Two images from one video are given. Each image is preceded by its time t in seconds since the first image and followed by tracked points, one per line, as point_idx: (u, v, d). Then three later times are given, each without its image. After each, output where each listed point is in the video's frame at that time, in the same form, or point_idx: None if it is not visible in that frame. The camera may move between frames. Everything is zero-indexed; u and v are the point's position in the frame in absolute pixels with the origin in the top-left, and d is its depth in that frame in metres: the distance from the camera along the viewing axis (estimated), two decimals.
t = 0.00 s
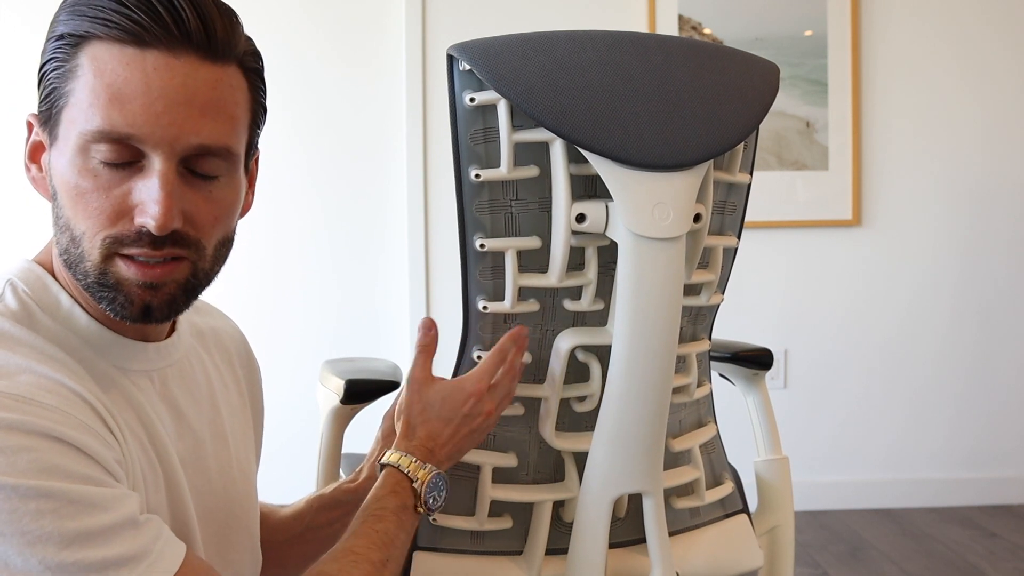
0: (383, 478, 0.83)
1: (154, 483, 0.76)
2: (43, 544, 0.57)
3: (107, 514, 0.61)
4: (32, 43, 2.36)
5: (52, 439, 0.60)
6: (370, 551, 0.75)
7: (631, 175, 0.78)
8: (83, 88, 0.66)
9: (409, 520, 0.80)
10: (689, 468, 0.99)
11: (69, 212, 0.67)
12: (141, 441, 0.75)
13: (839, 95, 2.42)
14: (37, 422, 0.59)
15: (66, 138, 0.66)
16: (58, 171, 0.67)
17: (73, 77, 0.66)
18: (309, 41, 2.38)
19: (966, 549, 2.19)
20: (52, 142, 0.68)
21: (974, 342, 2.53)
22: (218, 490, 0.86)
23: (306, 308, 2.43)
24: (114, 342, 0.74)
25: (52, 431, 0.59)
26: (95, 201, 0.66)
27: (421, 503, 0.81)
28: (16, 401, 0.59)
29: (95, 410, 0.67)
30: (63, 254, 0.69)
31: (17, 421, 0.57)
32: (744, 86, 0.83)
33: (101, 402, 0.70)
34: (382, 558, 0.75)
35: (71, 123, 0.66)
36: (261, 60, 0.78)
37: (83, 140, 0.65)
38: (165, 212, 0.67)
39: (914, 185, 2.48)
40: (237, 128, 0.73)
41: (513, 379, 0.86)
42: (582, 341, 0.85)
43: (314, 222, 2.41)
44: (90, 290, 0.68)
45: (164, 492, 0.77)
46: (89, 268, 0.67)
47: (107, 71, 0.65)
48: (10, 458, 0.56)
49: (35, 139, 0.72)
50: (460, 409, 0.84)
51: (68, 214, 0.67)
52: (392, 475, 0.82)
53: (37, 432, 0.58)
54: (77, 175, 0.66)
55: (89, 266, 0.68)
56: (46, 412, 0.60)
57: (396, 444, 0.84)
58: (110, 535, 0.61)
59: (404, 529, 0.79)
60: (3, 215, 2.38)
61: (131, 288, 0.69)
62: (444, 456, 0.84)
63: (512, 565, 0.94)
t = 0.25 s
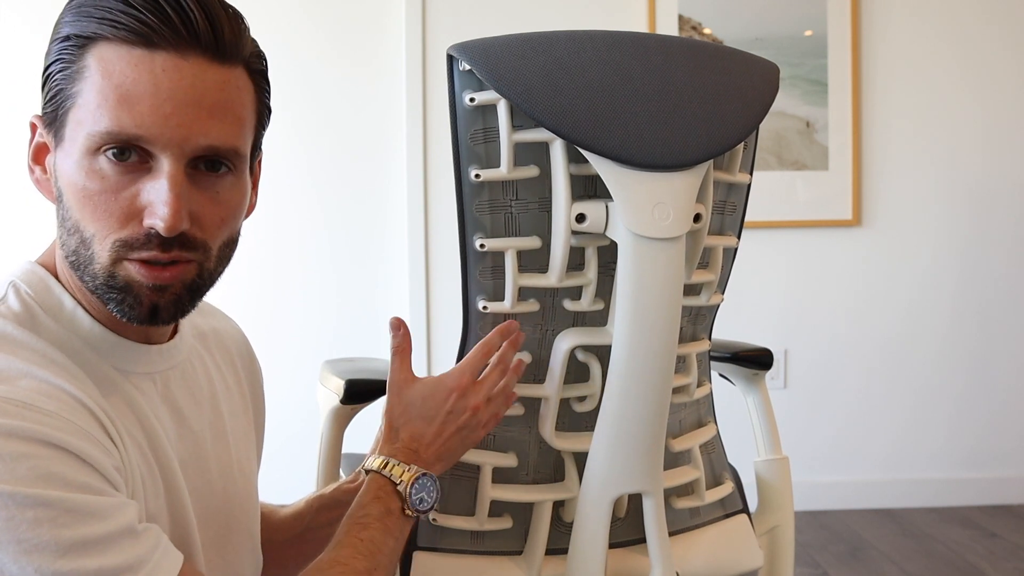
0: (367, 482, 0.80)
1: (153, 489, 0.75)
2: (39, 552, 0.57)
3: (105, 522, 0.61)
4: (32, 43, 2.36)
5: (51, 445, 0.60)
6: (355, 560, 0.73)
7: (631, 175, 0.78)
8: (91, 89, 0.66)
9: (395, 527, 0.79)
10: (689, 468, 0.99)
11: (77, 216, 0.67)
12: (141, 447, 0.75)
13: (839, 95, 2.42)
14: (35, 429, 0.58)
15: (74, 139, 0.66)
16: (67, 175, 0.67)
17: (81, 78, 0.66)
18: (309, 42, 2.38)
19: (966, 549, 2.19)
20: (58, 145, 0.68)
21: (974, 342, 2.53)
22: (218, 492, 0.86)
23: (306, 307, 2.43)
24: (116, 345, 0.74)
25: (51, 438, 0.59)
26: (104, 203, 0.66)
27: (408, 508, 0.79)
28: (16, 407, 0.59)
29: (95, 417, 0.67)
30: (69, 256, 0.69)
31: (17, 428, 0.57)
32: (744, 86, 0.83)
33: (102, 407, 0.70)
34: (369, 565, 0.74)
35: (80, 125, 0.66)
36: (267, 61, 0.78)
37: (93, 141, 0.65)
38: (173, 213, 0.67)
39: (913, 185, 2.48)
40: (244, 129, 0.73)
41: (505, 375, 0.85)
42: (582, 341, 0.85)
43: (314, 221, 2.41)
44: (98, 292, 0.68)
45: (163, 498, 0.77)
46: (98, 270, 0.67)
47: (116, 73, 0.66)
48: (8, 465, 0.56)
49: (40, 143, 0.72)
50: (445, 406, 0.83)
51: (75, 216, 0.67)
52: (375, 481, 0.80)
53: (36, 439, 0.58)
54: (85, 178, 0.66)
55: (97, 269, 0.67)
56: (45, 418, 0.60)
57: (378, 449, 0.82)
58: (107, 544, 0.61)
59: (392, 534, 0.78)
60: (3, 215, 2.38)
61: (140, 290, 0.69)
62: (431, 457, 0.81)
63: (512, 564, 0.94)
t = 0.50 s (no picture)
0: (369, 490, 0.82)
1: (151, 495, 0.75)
2: (34, 558, 0.57)
3: (102, 528, 0.61)
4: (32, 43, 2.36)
5: (48, 450, 0.59)
6: (351, 567, 0.75)
7: (631, 175, 0.78)
8: (82, 85, 0.66)
9: (396, 536, 0.80)
10: (689, 468, 0.99)
11: (72, 213, 0.67)
12: (139, 450, 0.75)
13: (839, 95, 2.42)
14: (32, 432, 0.58)
15: (66, 136, 0.66)
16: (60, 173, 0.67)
17: (71, 74, 0.66)
18: (310, 41, 2.38)
19: (967, 549, 2.19)
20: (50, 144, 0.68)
21: (974, 342, 2.53)
22: (218, 492, 0.86)
23: (306, 307, 2.43)
24: (115, 347, 0.74)
25: (48, 442, 0.59)
26: (99, 199, 0.66)
27: (406, 516, 0.80)
28: (12, 411, 0.59)
29: (93, 420, 0.67)
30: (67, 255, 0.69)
31: (14, 431, 0.57)
32: (744, 86, 0.83)
33: (100, 411, 0.70)
34: (367, 572, 0.76)
35: (72, 121, 0.66)
36: (256, 52, 0.78)
37: (85, 138, 0.65)
38: (169, 207, 0.67)
39: (913, 185, 2.48)
40: (236, 121, 0.73)
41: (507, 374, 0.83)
42: (582, 341, 0.85)
43: (315, 221, 2.41)
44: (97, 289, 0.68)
45: (162, 501, 0.77)
46: (97, 266, 0.67)
47: (105, 67, 0.65)
48: (4, 470, 0.56)
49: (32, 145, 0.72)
50: (442, 410, 0.83)
51: (71, 213, 0.67)
52: (375, 491, 0.81)
53: (32, 444, 0.58)
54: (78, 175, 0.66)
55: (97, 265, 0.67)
56: (43, 422, 0.60)
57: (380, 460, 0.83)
58: (103, 550, 0.61)
59: (391, 543, 0.80)
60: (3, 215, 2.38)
61: (139, 285, 0.69)
62: (432, 464, 0.81)
63: (512, 564, 0.94)
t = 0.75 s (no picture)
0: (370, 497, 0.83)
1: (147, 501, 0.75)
2: (27, 563, 0.57)
3: (97, 533, 0.61)
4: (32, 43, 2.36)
5: (44, 454, 0.60)
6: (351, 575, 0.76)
7: (631, 175, 0.78)
8: (92, 86, 0.65)
9: (396, 543, 0.81)
10: (689, 468, 0.99)
11: (78, 213, 0.67)
12: (136, 454, 0.74)
13: (839, 95, 2.42)
14: (28, 436, 0.58)
15: (74, 137, 0.66)
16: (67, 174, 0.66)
17: (80, 74, 0.66)
18: (310, 41, 2.38)
19: (967, 549, 2.19)
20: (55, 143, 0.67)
21: (974, 342, 2.53)
22: (218, 491, 0.86)
23: (306, 307, 2.43)
24: (113, 349, 0.74)
25: (44, 446, 0.59)
26: (108, 201, 0.66)
27: (407, 524, 0.82)
28: (8, 416, 0.59)
29: (89, 424, 0.67)
30: (72, 256, 0.69)
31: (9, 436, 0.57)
32: (744, 86, 0.83)
33: (98, 416, 0.70)
34: None
35: (81, 122, 0.66)
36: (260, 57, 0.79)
37: (96, 139, 0.65)
38: (181, 208, 0.67)
39: (913, 185, 2.48)
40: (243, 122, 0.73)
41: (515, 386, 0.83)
42: (582, 341, 0.85)
43: (315, 220, 2.41)
44: (107, 291, 0.68)
45: (158, 504, 0.77)
46: (105, 268, 0.67)
47: (117, 68, 0.65)
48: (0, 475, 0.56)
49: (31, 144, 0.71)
50: (447, 417, 0.83)
51: (78, 215, 0.67)
52: (376, 497, 0.82)
53: (29, 447, 0.58)
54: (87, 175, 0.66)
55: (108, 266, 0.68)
56: (39, 426, 0.61)
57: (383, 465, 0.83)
58: (98, 554, 0.62)
59: (391, 551, 0.80)
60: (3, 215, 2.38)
61: (150, 289, 0.69)
62: (434, 472, 0.82)
63: (511, 564, 0.94)
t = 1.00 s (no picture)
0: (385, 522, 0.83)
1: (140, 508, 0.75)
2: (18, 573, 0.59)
3: (88, 545, 0.62)
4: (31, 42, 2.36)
5: (35, 464, 0.61)
6: None
7: (631, 175, 0.78)
8: (212, 102, 0.74)
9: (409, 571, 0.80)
10: (689, 468, 0.99)
11: (195, 220, 0.75)
12: (131, 460, 0.75)
13: (839, 95, 2.42)
14: (15, 447, 0.60)
15: (198, 151, 0.74)
16: (188, 182, 0.74)
17: (196, 91, 0.74)
18: (309, 41, 2.38)
19: (967, 549, 2.19)
20: (163, 155, 0.74)
21: (974, 342, 2.53)
22: (217, 490, 0.86)
23: (306, 306, 2.43)
24: (107, 349, 0.74)
25: (34, 456, 0.61)
26: (230, 207, 0.76)
27: (420, 551, 0.80)
28: None
29: (80, 430, 0.68)
30: (171, 258, 0.76)
31: None
32: (744, 86, 0.83)
33: (91, 421, 0.70)
34: None
35: (205, 136, 0.74)
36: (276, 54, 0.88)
37: (227, 152, 0.75)
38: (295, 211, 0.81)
39: (913, 185, 2.48)
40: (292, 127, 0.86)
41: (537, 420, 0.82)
42: (582, 341, 0.85)
43: (315, 220, 2.41)
44: (214, 286, 0.78)
45: (154, 510, 0.77)
46: (214, 268, 0.77)
47: (232, 87, 0.75)
48: None
49: (98, 154, 0.73)
50: (465, 447, 0.82)
51: (195, 220, 0.75)
52: (390, 523, 0.82)
53: (19, 459, 0.60)
54: (214, 185, 0.75)
55: (216, 264, 0.77)
56: (29, 435, 0.62)
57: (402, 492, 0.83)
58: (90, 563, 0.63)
59: None
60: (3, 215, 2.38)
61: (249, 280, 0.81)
62: (450, 500, 0.81)
63: (511, 564, 0.94)
